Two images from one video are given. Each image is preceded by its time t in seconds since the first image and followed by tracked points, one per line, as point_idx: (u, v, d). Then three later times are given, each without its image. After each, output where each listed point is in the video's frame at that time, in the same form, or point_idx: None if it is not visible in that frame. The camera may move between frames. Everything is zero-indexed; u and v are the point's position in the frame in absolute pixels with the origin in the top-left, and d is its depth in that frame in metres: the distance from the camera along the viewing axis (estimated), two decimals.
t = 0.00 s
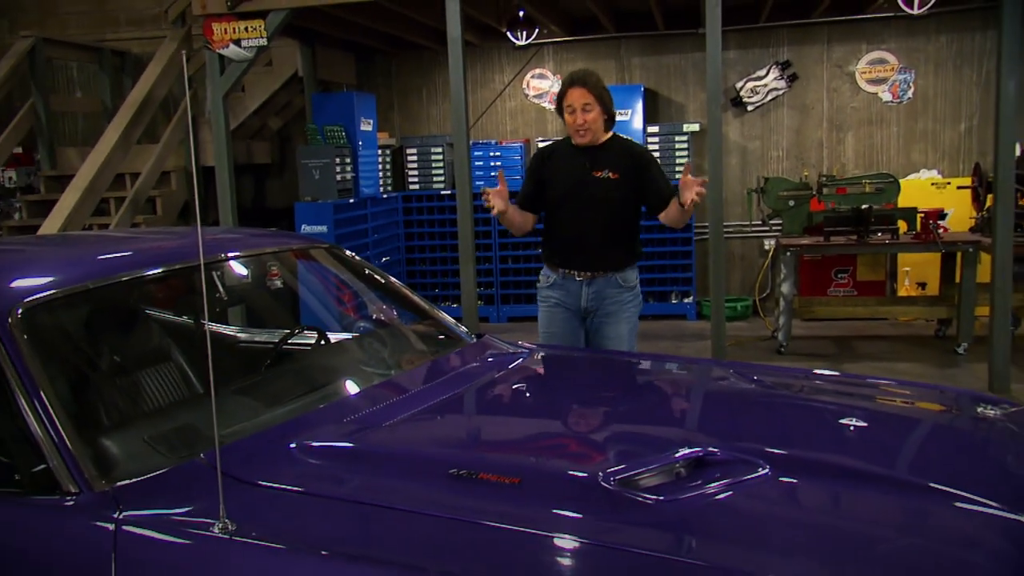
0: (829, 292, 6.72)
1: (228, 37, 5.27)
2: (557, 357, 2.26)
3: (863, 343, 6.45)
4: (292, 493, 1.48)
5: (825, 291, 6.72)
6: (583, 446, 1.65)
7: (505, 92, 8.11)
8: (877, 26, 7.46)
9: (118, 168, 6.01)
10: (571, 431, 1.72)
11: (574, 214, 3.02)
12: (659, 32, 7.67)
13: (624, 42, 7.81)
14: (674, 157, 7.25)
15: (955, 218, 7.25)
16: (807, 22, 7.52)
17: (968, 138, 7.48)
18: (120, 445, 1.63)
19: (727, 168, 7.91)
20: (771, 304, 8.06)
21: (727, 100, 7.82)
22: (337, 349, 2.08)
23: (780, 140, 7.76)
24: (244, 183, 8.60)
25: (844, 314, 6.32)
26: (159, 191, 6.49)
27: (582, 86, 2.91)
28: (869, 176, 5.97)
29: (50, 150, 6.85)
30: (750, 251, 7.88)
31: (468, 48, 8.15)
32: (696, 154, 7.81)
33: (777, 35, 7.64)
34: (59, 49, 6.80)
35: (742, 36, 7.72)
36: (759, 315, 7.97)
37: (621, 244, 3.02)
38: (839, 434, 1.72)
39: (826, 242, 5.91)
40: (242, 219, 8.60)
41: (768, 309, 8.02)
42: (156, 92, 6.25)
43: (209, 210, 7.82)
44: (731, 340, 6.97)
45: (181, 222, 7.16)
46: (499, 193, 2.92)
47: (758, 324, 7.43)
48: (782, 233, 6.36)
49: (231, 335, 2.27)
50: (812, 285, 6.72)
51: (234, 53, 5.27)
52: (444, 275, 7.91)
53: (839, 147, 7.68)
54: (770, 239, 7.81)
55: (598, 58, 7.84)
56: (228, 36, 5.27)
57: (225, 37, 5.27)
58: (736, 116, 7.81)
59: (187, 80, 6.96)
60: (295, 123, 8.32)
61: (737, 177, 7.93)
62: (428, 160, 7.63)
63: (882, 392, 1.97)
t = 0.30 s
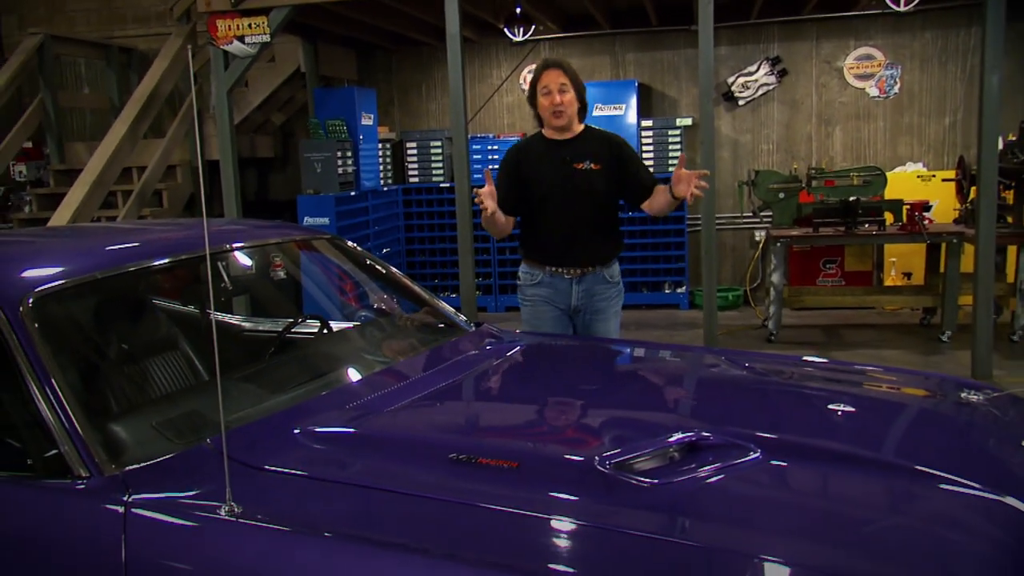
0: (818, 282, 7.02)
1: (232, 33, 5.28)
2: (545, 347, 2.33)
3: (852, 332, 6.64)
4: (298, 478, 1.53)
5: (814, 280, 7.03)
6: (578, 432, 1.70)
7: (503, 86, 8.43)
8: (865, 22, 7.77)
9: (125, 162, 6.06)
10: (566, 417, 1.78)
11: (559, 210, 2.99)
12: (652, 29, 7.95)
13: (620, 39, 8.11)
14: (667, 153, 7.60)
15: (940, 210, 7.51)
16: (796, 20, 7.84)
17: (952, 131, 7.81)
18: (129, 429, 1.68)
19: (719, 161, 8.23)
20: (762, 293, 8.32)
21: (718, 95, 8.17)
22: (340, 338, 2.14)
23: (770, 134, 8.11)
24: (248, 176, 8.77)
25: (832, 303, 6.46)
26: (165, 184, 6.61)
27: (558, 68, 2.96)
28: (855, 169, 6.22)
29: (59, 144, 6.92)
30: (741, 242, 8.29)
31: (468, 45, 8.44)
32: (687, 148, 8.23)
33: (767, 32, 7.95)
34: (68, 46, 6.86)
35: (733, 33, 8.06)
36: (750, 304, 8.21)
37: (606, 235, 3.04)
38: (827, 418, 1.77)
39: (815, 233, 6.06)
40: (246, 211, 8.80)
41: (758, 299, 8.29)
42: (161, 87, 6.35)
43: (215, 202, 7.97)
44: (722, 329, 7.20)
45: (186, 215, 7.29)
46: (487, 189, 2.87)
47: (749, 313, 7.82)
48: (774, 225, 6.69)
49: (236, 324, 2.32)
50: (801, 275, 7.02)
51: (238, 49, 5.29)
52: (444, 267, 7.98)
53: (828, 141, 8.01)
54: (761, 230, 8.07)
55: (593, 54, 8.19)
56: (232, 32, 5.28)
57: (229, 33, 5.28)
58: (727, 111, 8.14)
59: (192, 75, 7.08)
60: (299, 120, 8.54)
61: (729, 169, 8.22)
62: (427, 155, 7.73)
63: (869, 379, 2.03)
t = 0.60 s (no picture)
0: (810, 276, 7.12)
1: (233, 31, 5.28)
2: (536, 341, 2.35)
3: (843, 324, 6.74)
4: (301, 470, 1.56)
5: (806, 274, 7.12)
6: (576, 423, 1.73)
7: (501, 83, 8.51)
8: (856, 19, 7.95)
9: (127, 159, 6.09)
10: (563, 408, 1.81)
11: (544, 202, 2.99)
12: (648, 27, 8.10)
13: (616, 36, 8.24)
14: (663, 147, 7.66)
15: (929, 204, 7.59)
16: (788, 18, 8.00)
17: (942, 127, 8.00)
18: (133, 421, 1.71)
19: (714, 157, 8.40)
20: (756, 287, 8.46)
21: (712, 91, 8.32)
22: (340, 331, 2.19)
23: (764, 129, 8.26)
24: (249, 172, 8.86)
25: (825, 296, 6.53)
26: (168, 180, 6.66)
27: (537, 56, 2.96)
28: (848, 163, 6.17)
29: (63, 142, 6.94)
30: (734, 236, 8.44)
31: (467, 43, 8.58)
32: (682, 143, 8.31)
33: (761, 29, 8.10)
34: (70, 44, 6.91)
35: (727, 31, 8.20)
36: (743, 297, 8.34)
37: (592, 224, 3.04)
38: (820, 409, 1.81)
39: (808, 227, 6.16)
40: (246, 207, 8.90)
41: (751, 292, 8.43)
42: (163, 84, 6.40)
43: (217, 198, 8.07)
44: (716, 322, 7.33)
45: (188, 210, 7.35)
46: (475, 182, 2.82)
47: (742, 306, 7.93)
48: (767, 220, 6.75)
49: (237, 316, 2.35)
50: (793, 268, 7.11)
51: (239, 46, 5.29)
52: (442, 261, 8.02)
53: (820, 136, 8.19)
54: (755, 225, 8.21)
55: (589, 51, 8.32)
56: (233, 30, 5.27)
57: (230, 31, 5.28)
58: (721, 107, 8.31)
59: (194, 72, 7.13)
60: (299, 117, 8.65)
61: (723, 164, 8.38)
62: (426, 150, 7.82)
63: (861, 370, 2.07)
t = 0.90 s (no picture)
0: (799, 275, 7.21)
1: (238, 40, 5.34)
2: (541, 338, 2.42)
3: (832, 323, 6.85)
4: (305, 466, 1.61)
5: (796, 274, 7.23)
6: (572, 420, 1.79)
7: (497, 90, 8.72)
8: (841, 28, 8.09)
9: (135, 166, 6.18)
10: (560, 405, 1.87)
11: (535, 214, 3.03)
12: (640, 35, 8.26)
13: (609, 43, 8.42)
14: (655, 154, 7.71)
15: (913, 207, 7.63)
16: (776, 26, 8.14)
17: (926, 131, 8.15)
18: (143, 420, 1.77)
19: (704, 161, 8.56)
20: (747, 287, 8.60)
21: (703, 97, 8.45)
22: (343, 331, 2.26)
23: (753, 134, 8.42)
24: (253, 178, 9.03)
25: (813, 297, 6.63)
26: (174, 186, 6.77)
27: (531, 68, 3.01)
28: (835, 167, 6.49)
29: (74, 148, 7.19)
30: (726, 238, 8.61)
31: (463, 50, 8.75)
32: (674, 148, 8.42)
33: (750, 36, 8.25)
34: (81, 54, 7.10)
35: (717, 38, 8.34)
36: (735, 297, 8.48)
37: (583, 235, 3.08)
38: (810, 405, 1.86)
39: (797, 229, 6.28)
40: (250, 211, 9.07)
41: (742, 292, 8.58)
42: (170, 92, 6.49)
43: (223, 203, 8.24)
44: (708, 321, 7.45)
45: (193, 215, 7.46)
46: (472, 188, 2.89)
47: (734, 305, 8.08)
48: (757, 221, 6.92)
49: (242, 318, 2.39)
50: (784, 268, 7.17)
51: (244, 56, 5.35)
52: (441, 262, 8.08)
53: (808, 140, 8.33)
54: (745, 226, 8.38)
55: (583, 59, 8.50)
56: (238, 40, 5.34)
57: (235, 41, 5.34)
58: (711, 113, 8.46)
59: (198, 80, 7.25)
60: (302, 124, 8.82)
61: (714, 168, 8.53)
62: (426, 155, 7.87)
63: (848, 367, 2.12)
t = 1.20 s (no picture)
0: (786, 269, 7.35)
1: (241, 43, 5.51)
2: (534, 330, 2.51)
3: (818, 315, 7.04)
4: (309, 455, 1.67)
5: (782, 267, 7.35)
6: (567, 409, 1.85)
7: (492, 90, 8.95)
8: (827, 28, 8.30)
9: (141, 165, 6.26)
10: (554, 395, 1.93)
11: (535, 223, 3.02)
12: (632, 35, 8.47)
13: (601, 43, 8.61)
14: (647, 150, 7.88)
15: (897, 202, 7.89)
16: (763, 26, 8.33)
17: (908, 129, 8.38)
18: (150, 411, 1.84)
19: (694, 158, 8.79)
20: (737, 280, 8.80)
21: (693, 96, 8.67)
22: (344, 324, 2.33)
23: (742, 132, 8.64)
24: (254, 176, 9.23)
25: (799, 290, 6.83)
26: (179, 184, 6.91)
27: (544, 74, 2.95)
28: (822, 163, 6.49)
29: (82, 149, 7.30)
30: (715, 233, 8.82)
31: (459, 51, 8.96)
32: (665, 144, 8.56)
33: (739, 36, 8.44)
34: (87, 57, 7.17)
35: (706, 38, 8.53)
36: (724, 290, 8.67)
37: (583, 245, 3.07)
38: (796, 393, 1.93)
39: (783, 224, 6.46)
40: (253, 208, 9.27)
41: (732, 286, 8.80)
42: (175, 93, 6.60)
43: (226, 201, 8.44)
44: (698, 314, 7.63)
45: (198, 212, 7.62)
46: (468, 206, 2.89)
47: (723, 298, 8.29)
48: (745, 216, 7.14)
49: (245, 313, 2.43)
50: (771, 261, 7.34)
51: (246, 57, 5.52)
52: (439, 256, 8.18)
53: (794, 138, 8.56)
54: (733, 222, 8.60)
55: (576, 59, 8.71)
56: (241, 42, 5.51)
57: (238, 43, 5.51)
58: (701, 111, 8.68)
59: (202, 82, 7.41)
60: (303, 123, 9.03)
61: (703, 165, 8.77)
62: (423, 154, 7.92)
63: (833, 357, 2.19)
